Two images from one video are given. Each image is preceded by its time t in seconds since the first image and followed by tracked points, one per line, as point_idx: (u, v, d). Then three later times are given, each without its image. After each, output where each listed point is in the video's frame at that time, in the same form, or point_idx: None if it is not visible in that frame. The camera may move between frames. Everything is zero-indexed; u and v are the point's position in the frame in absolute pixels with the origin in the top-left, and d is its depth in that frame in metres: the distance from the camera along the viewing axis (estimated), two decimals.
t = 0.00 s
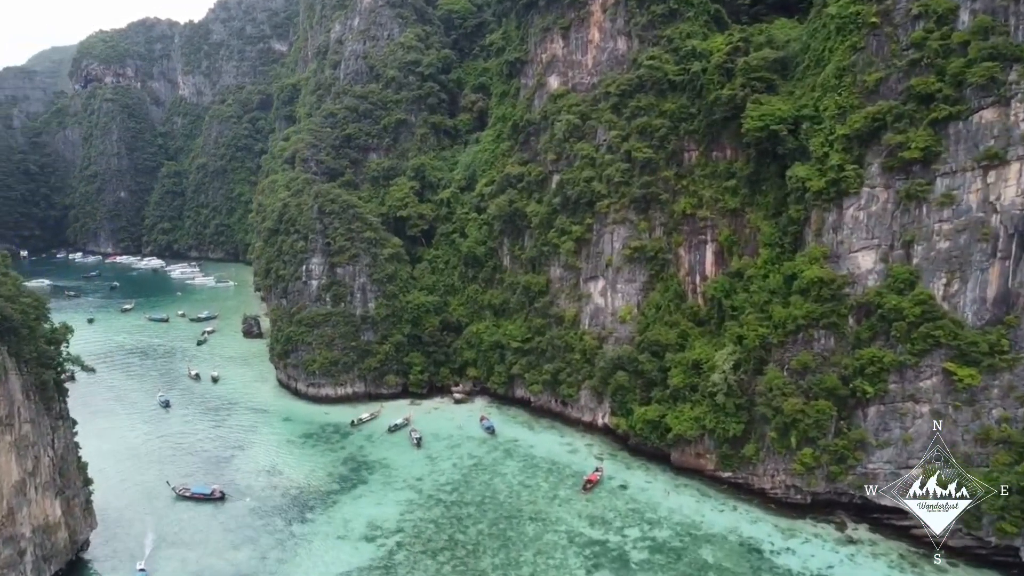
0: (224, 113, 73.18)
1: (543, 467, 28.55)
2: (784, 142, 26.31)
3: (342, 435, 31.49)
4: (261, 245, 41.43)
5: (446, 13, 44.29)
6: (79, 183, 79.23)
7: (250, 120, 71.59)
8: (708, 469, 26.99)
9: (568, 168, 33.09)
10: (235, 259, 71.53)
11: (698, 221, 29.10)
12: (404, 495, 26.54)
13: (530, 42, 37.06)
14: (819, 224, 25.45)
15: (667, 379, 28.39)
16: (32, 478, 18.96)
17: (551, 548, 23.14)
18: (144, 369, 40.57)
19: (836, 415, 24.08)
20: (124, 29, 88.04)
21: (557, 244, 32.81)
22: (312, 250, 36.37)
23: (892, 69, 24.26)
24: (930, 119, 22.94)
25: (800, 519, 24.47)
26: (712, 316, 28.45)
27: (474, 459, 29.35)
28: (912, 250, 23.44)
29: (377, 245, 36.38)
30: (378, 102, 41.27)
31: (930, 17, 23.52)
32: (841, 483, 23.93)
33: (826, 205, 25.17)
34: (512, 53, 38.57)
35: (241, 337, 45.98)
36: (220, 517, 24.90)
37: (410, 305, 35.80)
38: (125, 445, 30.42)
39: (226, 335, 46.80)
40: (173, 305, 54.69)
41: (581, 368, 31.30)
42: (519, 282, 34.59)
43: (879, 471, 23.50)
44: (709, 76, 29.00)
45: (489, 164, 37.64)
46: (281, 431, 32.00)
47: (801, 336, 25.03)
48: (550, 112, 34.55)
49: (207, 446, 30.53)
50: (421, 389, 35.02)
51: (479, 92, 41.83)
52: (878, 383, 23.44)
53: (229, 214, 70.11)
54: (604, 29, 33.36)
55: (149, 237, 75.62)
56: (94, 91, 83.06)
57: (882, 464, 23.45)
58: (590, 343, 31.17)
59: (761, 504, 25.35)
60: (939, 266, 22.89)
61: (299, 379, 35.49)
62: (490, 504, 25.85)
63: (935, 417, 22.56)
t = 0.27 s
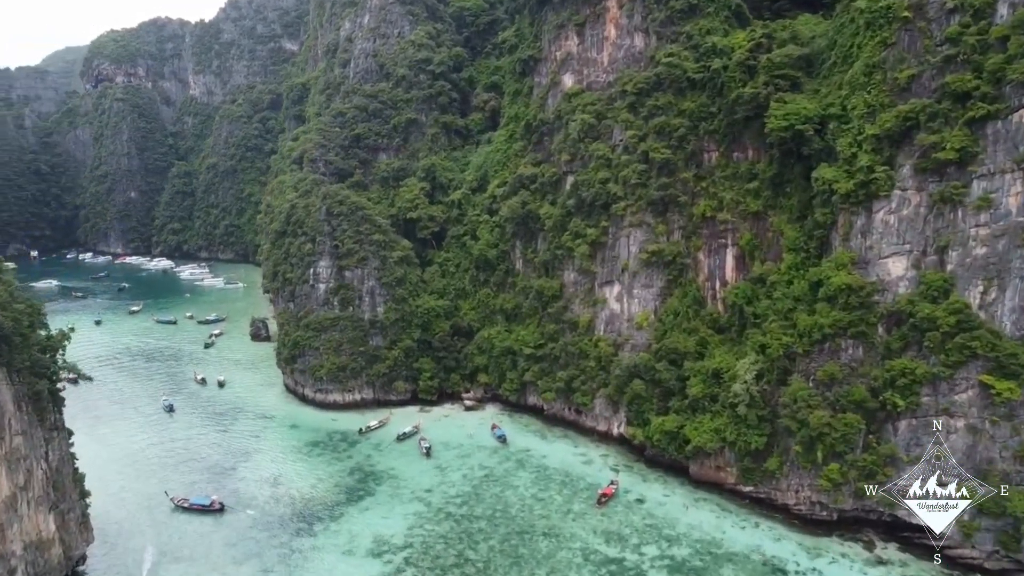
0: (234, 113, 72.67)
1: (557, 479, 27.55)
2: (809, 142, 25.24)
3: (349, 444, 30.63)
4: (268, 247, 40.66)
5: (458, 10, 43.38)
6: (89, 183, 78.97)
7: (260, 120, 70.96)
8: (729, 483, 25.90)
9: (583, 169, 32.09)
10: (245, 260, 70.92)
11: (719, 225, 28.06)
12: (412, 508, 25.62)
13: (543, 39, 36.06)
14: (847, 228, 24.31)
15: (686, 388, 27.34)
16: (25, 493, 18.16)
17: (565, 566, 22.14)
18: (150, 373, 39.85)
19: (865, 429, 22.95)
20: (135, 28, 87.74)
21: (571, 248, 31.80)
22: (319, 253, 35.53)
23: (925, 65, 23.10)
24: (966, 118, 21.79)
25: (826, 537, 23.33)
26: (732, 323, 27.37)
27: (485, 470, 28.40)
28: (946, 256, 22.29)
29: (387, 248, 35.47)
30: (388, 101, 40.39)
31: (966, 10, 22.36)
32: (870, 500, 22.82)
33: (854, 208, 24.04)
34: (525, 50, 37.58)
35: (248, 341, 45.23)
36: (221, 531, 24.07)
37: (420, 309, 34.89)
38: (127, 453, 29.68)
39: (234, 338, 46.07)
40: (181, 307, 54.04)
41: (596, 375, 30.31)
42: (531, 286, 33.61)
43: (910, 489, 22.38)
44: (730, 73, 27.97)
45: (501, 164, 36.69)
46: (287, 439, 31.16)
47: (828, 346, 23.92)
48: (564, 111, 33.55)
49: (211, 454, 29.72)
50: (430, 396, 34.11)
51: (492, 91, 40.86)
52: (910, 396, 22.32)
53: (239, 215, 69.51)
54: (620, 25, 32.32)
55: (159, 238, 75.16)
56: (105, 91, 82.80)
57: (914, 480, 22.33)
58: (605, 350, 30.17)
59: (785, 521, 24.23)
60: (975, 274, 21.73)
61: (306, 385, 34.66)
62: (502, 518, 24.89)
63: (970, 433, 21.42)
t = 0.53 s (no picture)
0: (245, 112, 72.09)
1: (570, 492, 26.52)
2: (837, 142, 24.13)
3: (356, 452, 29.76)
4: (276, 249, 39.87)
5: (470, 7, 42.43)
6: (100, 182, 78.64)
7: (270, 119, 70.28)
8: (750, 497, 24.80)
9: (598, 170, 31.07)
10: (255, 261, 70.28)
11: (740, 228, 27.00)
12: (421, 522, 24.68)
13: (557, 36, 35.03)
14: (876, 232, 23.16)
15: (705, 398, 26.28)
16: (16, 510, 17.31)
17: None
18: (156, 376, 39.07)
19: (896, 444, 21.84)
20: (146, 27, 87.42)
21: (586, 251, 30.77)
22: (327, 256, 34.66)
23: (961, 61, 21.91)
24: (1006, 117, 20.63)
25: (854, 557, 22.18)
26: (754, 331, 26.27)
27: (496, 481, 27.43)
28: (983, 263, 21.14)
29: (396, 250, 34.56)
30: (398, 100, 39.49)
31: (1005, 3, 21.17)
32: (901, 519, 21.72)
33: (884, 211, 22.89)
34: (538, 48, 36.56)
35: (256, 344, 44.45)
36: (223, 546, 23.20)
37: (430, 313, 33.97)
38: (129, 461, 28.90)
39: (241, 340, 45.31)
40: (189, 309, 53.38)
41: (611, 384, 29.29)
42: (544, 290, 32.62)
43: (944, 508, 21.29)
44: (753, 70, 26.87)
45: (513, 165, 35.72)
46: (293, 447, 30.30)
47: (856, 356, 22.80)
48: (578, 110, 32.51)
49: (215, 462, 28.87)
50: (440, 403, 33.19)
51: (504, 89, 39.89)
52: (944, 410, 21.20)
53: (249, 215, 68.88)
54: (637, 21, 31.23)
55: (169, 238, 74.67)
56: (116, 90, 82.48)
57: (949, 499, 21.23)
58: (620, 357, 29.14)
59: (809, 539, 23.08)
60: (1015, 281, 20.54)
61: (313, 391, 33.81)
62: (514, 533, 23.91)
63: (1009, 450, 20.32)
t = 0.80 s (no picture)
0: (255, 112, 71.49)
1: (585, 506, 25.46)
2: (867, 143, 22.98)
3: (364, 462, 28.86)
4: (284, 251, 39.05)
5: (482, 4, 41.44)
6: (110, 182, 78.29)
7: (281, 119, 69.56)
8: (774, 514, 23.68)
9: (615, 171, 30.00)
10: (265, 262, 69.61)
11: (764, 232, 25.82)
12: (430, 538, 23.72)
13: (573, 33, 33.96)
14: (910, 237, 21.98)
15: (727, 409, 25.17)
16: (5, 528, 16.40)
17: None
18: (162, 380, 38.30)
19: (931, 461, 20.73)
20: (158, 27, 87.07)
21: (602, 255, 29.69)
22: (335, 259, 33.74)
23: (1002, 56, 20.71)
24: None
25: None
26: (778, 339, 25.13)
27: (508, 494, 26.43)
28: None
29: (406, 253, 33.61)
30: (408, 99, 38.57)
31: None
32: (936, 540, 20.65)
33: (918, 215, 21.71)
34: (553, 45, 35.51)
35: (264, 347, 43.63)
36: (224, 562, 22.33)
37: (441, 318, 33.01)
38: (130, 469, 28.11)
39: (249, 344, 44.52)
40: (197, 310, 52.69)
41: (628, 393, 28.24)
42: (558, 295, 31.59)
43: (983, 529, 20.24)
44: (777, 67, 25.71)
45: (526, 166, 34.70)
46: (299, 456, 29.42)
47: (888, 368, 21.66)
48: (594, 108, 31.43)
49: (218, 472, 28.02)
50: (451, 411, 32.23)
51: (517, 88, 38.87)
52: (984, 426, 20.09)
53: (259, 215, 68.24)
54: (655, 16, 30.06)
55: (179, 239, 74.15)
56: (127, 90, 82.14)
57: (988, 520, 20.19)
58: (637, 365, 28.08)
59: (837, 559, 21.93)
60: None
61: (320, 398, 32.93)
62: (526, 551, 22.90)
63: None
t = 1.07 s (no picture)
0: (266, 112, 70.88)
1: (601, 522, 24.43)
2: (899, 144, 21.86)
3: (372, 472, 27.97)
4: (291, 253, 38.24)
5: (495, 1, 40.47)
6: (121, 182, 77.99)
7: (292, 119, 68.87)
8: (799, 533, 22.58)
9: (631, 172, 28.98)
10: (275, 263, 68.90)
11: (788, 236, 24.72)
12: (438, 554, 22.78)
13: (588, 29, 32.94)
14: (945, 243, 20.82)
15: (749, 422, 24.10)
16: None
17: None
18: (168, 383, 37.54)
19: (968, 481, 19.60)
20: (170, 26, 86.76)
21: (618, 259, 28.65)
22: (343, 262, 32.83)
23: None
24: None
25: None
26: (803, 349, 24.03)
27: (520, 508, 25.45)
28: None
29: (415, 257, 32.72)
30: (419, 98, 37.67)
31: None
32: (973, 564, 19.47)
33: (954, 220, 20.55)
34: (568, 42, 34.48)
35: (272, 351, 42.87)
36: None
37: (451, 323, 32.07)
38: (132, 477, 27.36)
39: (257, 347, 43.77)
40: (206, 312, 52.02)
41: (645, 403, 27.22)
42: (573, 300, 30.58)
43: None
44: (803, 64, 24.61)
45: (539, 167, 33.71)
46: (305, 464, 28.56)
47: (922, 381, 20.53)
48: (610, 107, 30.39)
49: (222, 482, 27.19)
50: (461, 419, 31.30)
51: (530, 86, 37.88)
52: None
53: (269, 216, 67.59)
54: (674, 12, 28.98)
55: (190, 239, 73.67)
56: (138, 89, 81.84)
57: None
58: (655, 374, 27.04)
59: None
60: None
61: (327, 404, 32.07)
62: (538, 569, 21.91)
63: None
